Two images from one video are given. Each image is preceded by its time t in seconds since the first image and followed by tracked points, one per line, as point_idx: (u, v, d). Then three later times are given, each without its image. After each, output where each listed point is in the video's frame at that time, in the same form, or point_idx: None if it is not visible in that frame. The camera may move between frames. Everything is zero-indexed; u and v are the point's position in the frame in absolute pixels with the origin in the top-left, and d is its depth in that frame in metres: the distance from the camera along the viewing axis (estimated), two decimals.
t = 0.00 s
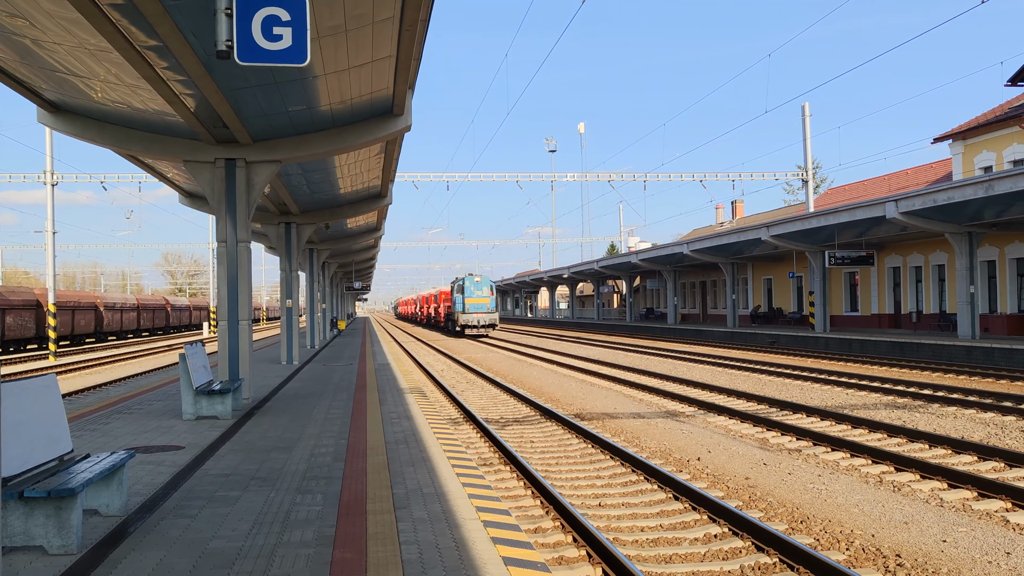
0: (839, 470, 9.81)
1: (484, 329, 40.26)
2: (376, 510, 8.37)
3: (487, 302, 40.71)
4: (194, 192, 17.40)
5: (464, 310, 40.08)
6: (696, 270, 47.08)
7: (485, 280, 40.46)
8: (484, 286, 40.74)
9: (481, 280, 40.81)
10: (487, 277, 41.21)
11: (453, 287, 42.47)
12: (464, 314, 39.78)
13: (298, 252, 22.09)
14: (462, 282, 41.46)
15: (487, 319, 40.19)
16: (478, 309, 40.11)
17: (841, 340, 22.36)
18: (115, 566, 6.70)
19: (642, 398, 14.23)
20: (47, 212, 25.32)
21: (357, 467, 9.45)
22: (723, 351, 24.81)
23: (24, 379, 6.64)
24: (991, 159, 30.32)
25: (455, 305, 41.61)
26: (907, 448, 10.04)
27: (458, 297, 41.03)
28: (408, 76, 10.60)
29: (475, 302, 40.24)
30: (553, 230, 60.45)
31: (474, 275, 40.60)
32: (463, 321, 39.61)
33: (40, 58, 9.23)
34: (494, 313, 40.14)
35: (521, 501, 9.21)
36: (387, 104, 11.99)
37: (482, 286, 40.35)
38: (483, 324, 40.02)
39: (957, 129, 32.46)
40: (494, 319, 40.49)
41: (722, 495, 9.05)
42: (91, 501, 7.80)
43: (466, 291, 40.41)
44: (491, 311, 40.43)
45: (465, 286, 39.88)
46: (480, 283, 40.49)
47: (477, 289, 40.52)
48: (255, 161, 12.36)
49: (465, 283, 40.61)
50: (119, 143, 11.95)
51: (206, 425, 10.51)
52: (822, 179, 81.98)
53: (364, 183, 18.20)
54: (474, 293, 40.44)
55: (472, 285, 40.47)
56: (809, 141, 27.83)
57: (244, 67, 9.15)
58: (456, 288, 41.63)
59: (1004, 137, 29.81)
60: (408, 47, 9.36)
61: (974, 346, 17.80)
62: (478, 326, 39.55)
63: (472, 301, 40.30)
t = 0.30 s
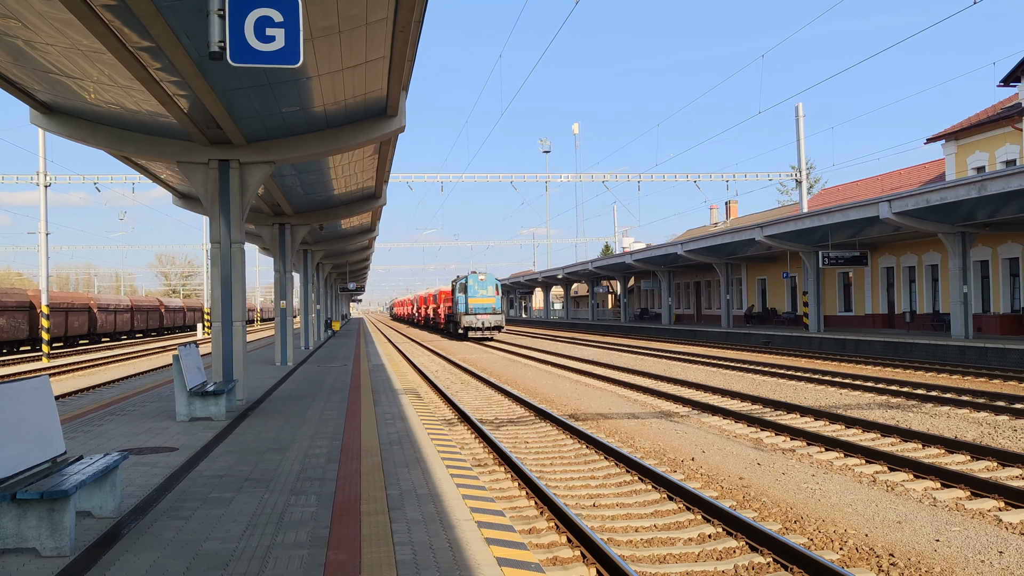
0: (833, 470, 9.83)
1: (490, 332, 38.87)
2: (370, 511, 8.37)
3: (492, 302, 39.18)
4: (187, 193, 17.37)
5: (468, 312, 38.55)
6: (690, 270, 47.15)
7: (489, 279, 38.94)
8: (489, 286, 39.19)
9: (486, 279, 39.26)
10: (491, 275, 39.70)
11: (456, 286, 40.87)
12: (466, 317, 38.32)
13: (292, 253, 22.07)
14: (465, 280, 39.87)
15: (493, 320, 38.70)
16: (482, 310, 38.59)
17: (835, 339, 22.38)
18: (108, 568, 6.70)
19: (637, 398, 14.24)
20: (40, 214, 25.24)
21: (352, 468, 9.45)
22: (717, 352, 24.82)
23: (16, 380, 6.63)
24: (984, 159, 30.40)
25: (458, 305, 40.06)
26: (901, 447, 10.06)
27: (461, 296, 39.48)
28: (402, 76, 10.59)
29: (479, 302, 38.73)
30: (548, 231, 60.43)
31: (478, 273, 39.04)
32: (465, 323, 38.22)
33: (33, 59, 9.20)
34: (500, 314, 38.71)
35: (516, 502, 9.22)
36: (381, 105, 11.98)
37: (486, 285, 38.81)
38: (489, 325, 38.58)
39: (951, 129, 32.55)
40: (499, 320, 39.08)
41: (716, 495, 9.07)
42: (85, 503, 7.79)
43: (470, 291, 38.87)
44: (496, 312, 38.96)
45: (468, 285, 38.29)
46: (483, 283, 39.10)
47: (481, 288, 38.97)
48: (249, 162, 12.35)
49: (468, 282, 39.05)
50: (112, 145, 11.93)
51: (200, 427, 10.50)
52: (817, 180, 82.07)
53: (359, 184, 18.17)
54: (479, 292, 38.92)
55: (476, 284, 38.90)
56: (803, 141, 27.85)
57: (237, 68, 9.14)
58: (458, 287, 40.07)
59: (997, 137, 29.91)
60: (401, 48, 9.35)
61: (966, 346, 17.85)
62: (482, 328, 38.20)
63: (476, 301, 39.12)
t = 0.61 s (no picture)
0: (827, 469, 9.85)
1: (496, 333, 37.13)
2: (364, 511, 8.37)
3: (498, 301, 37.35)
4: (181, 194, 17.34)
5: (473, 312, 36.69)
6: (683, 270, 47.23)
7: (495, 276, 37.11)
8: (495, 284, 37.29)
9: (492, 277, 37.40)
10: (497, 273, 37.89)
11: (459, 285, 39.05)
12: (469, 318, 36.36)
13: (286, 254, 22.05)
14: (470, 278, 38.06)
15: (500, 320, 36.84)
16: (488, 310, 36.76)
17: (828, 339, 22.44)
18: (102, 568, 6.69)
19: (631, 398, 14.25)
20: (32, 214, 25.17)
21: (345, 468, 9.43)
22: (711, 352, 24.86)
23: (8, 381, 6.61)
24: (976, 159, 30.51)
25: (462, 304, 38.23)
26: (894, 446, 10.09)
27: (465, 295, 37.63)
28: (396, 76, 10.59)
29: (484, 301, 36.94)
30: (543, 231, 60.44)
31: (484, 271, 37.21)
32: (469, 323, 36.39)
33: (24, 59, 9.18)
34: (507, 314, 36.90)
35: (510, 502, 9.21)
36: (374, 105, 11.96)
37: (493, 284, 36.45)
38: (495, 326, 36.77)
39: (942, 129, 32.65)
40: (506, 321, 37.28)
41: (709, 495, 9.08)
42: (77, 504, 7.76)
43: (475, 289, 37.06)
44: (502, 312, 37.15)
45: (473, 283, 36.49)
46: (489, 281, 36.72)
47: (487, 287, 37.21)
48: (242, 162, 12.33)
49: (473, 280, 37.25)
50: (105, 145, 11.90)
51: (193, 428, 10.46)
52: (809, 179, 82.16)
53: (352, 184, 18.13)
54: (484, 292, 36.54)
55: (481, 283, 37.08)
56: (796, 141, 27.89)
57: (230, 68, 9.12)
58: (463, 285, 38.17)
59: (989, 138, 30.02)
60: (394, 48, 9.34)
61: (959, 345, 17.92)
62: (488, 328, 36.40)
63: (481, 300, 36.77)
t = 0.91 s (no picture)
0: (816, 468, 9.87)
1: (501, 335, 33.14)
2: (353, 511, 8.36)
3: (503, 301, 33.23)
4: (169, 194, 17.29)
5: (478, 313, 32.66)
6: (673, 269, 47.30)
7: (500, 272, 32.89)
8: (501, 281, 33.11)
9: (498, 272, 33.18)
10: (502, 268, 33.61)
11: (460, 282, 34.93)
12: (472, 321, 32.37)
13: (275, 254, 22.00)
14: (473, 274, 33.84)
15: (506, 322, 32.69)
16: (493, 310, 32.56)
17: (818, 338, 22.52)
18: (90, 570, 6.66)
19: (621, 397, 14.26)
20: (20, 214, 25.03)
21: (335, 468, 9.42)
22: (702, 351, 24.89)
23: None
24: (964, 159, 30.66)
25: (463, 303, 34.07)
26: (883, 445, 10.12)
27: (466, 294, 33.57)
28: (386, 76, 10.58)
29: (488, 300, 32.67)
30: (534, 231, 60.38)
31: (489, 265, 32.96)
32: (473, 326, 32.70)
33: (12, 59, 9.12)
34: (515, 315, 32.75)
35: (500, 501, 9.21)
36: (364, 105, 11.94)
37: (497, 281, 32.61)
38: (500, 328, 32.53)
39: (930, 129, 32.79)
40: (513, 322, 33.14)
41: (699, 494, 9.09)
42: (66, 505, 7.72)
43: (477, 286, 32.87)
44: (509, 312, 32.91)
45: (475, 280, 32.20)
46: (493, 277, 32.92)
47: (490, 284, 32.91)
48: (231, 162, 12.30)
49: (476, 276, 33.05)
50: (94, 144, 11.85)
51: (182, 428, 10.43)
52: (799, 178, 82.18)
53: (342, 183, 18.08)
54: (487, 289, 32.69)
55: (485, 279, 32.84)
56: (786, 140, 27.92)
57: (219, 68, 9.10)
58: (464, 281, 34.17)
59: (977, 137, 30.18)
60: (384, 48, 9.34)
61: (947, 344, 18.00)
62: (492, 332, 32.36)
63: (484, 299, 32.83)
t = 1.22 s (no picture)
0: (800, 466, 9.92)
1: (504, 336, 30.43)
2: (338, 511, 8.33)
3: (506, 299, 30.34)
4: (153, 193, 17.20)
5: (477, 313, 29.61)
6: (658, 269, 47.45)
7: (503, 268, 30.28)
8: (505, 278, 30.41)
9: (501, 268, 30.48)
10: (505, 263, 30.94)
11: (458, 279, 32.22)
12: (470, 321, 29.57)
13: (260, 253, 21.94)
14: (473, 270, 31.14)
15: (510, 322, 29.96)
16: (495, 309, 29.88)
17: (802, 336, 22.68)
18: (72, 571, 6.62)
19: (606, 396, 14.28)
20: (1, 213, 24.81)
21: (319, 468, 9.40)
22: (687, 350, 24.98)
23: None
24: (946, 159, 30.89)
25: (462, 302, 31.38)
26: (866, 443, 10.18)
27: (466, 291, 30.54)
28: (370, 75, 10.57)
29: (490, 298, 29.98)
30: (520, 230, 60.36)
31: (491, 260, 30.25)
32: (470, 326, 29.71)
33: None
34: (520, 314, 30.06)
35: (485, 500, 9.22)
36: (349, 104, 11.91)
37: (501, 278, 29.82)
38: (504, 330, 29.86)
39: (912, 129, 33.01)
40: (517, 323, 30.47)
41: (684, 492, 9.12)
42: (48, 506, 7.66)
43: (478, 283, 30.23)
44: (513, 312, 30.21)
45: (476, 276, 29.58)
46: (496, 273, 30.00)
47: (492, 280, 30.29)
48: (215, 161, 12.24)
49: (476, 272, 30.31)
50: (76, 143, 11.76)
51: (166, 428, 10.38)
52: (784, 178, 82.54)
53: (327, 182, 18.03)
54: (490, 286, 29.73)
55: (486, 275, 30.22)
56: (769, 140, 28.00)
57: (203, 66, 9.07)
58: (463, 278, 31.42)
59: (958, 138, 30.42)
60: (368, 47, 9.33)
61: (929, 342, 18.14)
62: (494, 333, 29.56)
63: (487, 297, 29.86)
